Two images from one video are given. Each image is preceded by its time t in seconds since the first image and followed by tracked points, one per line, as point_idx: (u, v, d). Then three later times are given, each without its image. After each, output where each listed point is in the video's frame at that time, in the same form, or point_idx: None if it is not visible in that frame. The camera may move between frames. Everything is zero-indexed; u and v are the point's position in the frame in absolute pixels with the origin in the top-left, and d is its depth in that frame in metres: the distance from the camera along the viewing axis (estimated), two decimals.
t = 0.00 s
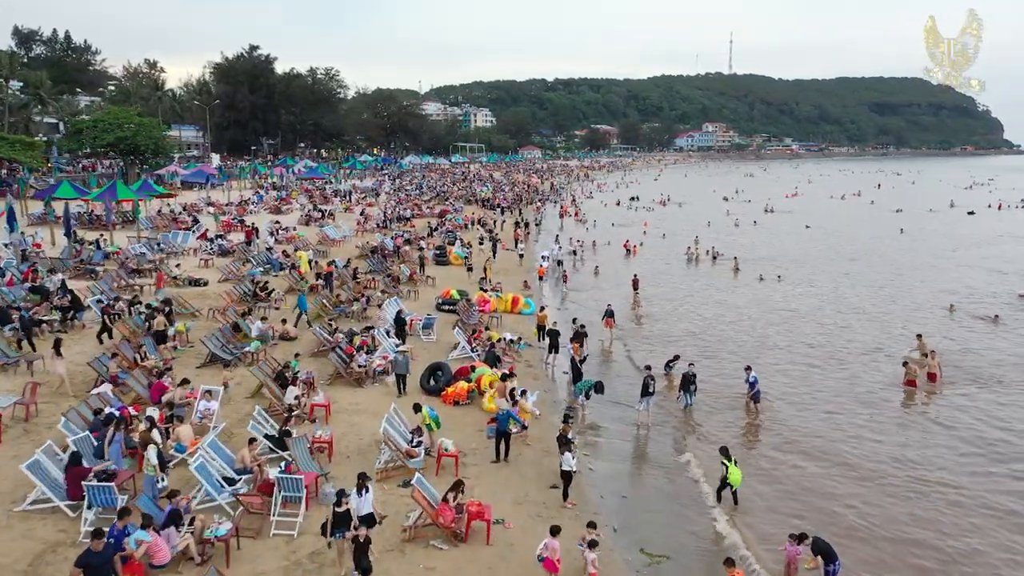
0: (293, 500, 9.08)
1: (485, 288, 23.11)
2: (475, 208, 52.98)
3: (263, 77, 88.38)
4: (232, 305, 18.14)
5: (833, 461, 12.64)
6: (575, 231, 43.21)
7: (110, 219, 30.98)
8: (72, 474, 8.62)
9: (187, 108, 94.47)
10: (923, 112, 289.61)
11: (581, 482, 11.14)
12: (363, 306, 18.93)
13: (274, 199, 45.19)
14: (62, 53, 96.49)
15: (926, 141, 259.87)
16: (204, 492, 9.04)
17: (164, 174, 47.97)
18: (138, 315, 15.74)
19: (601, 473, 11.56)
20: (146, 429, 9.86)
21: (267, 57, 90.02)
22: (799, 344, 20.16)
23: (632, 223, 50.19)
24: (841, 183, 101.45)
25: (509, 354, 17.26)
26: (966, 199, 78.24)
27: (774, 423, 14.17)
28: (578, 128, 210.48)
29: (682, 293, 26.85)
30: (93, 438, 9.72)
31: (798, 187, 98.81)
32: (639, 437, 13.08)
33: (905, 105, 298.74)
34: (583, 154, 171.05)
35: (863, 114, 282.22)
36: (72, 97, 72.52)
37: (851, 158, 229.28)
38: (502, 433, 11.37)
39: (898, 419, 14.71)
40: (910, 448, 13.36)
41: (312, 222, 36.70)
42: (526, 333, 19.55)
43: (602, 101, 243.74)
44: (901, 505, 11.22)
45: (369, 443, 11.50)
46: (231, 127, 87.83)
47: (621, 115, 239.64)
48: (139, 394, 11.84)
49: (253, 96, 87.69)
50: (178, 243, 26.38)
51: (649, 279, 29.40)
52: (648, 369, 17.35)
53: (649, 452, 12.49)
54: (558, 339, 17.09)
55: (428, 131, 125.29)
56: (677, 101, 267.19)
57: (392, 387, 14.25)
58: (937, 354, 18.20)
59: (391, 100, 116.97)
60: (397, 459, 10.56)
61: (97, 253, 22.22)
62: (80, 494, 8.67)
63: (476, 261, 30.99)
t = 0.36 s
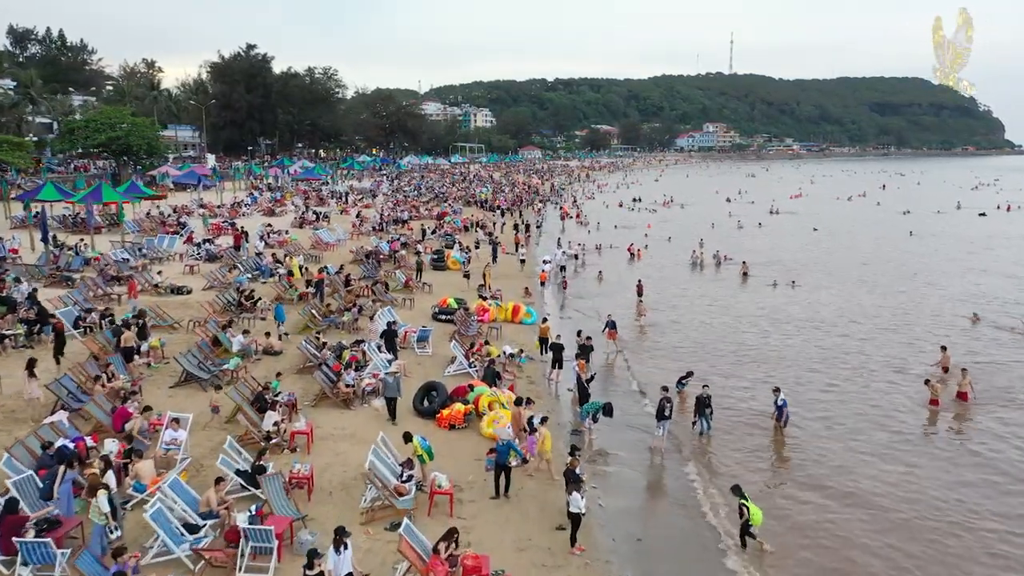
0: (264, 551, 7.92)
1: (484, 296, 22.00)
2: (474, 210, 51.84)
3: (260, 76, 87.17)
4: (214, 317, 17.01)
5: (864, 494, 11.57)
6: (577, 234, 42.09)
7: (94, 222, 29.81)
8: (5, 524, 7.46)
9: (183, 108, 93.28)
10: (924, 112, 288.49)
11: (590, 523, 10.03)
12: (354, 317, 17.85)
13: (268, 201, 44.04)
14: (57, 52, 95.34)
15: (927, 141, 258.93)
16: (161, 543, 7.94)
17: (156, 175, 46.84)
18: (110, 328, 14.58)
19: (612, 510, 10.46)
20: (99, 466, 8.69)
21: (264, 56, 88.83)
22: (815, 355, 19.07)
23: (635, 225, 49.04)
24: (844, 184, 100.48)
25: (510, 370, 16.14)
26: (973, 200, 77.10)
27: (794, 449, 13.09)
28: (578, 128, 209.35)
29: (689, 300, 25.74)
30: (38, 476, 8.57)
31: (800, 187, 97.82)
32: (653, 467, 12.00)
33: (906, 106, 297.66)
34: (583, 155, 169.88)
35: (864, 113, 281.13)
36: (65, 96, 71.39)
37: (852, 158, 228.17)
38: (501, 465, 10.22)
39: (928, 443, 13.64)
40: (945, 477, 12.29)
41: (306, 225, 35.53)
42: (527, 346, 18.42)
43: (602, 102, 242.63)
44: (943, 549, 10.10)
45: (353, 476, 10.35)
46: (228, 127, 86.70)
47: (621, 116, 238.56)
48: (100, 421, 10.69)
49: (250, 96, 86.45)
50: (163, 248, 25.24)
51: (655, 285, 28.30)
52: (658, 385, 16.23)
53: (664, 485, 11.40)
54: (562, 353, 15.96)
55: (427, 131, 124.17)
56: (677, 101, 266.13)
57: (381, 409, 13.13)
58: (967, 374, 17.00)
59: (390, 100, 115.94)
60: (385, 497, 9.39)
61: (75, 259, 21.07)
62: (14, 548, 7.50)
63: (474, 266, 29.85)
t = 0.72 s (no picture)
0: None
1: (483, 306, 20.79)
2: (474, 212, 50.59)
3: (256, 75, 85.90)
4: (191, 332, 15.75)
5: (903, 541, 10.32)
6: (578, 237, 40.88)
7: (76, 226, 28.58)
8: None
9: (179, 108, 92.03)
10: (925, 112, 287.29)
11: None
12: (343, 330, 16.66)
13: (261, 204, 42.76)
14: (51, 50, 94.05)
15: (929, 141, 257.80)
16: None
17: (147, 176, 45.57)
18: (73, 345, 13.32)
19: (627, 562, 9.20)
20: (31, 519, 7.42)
21: (261, 55, 87.60)
22: (834, 370, 17.89)
23: (639, 228, 47.82)
24: (847, 185, 99.35)
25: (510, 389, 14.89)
26: (981, 202, 75.92)
27: (820, 480, 11.94)
28: (578, 129, 208.05)
29: (697, 309, 24.55)
30: None
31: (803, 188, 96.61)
32: (669, 506, 10.77)
33: (908, 106, 296.51)
34: (583, 155, 168.64)
35: (865, 113, 279.99)
36: (57, 96, 70.15)
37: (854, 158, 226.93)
38: (501, 510, 8.94)
39: (966, 475, 12.50)
40: (991, 518, 11.05)
41: (298, 229, 34.31)
42: (529, 360, 17.16)
43: (603, 102, 241.38)
44: None
45: (332, 524, 9.10)
46: (223, 127, 85.40)
47: (622, 116, 237.30)
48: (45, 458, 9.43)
49: (246, 95, 85.19)
50: (145, 254, 23.98)
51: (661, 291, 27.10)
52: (668, 405, 15.05)
53: (683, 529, 10.16)
54: (567, 372, 14.69)
55: (427, 131, 122.89)
56: (678, 101, 264.92)
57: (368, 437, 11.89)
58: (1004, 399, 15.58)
59: (388, 100, 114.91)
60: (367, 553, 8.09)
61: (48, 267, 19.80)
62: None
63: (473, 271, 28.58)
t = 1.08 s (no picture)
0: None
1: (483, 317, 19.58)
2: (473, 215, 49.37)
3: (253, 75, 84.22)
4: (166, 349, 14.54)
5: None
6: (580, 240, 39.67)
7: (58, 230, 27.43)
8: None
9: (176, 109, 90.79)
10: (927, 113, 286.14)
11: None
12: (330, 346, 15.48)
13: (254, 206, 41.57)
14: (46, 49, 92.87)
15: (932, 141, 256.45)
16: None
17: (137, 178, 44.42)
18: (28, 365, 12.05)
19: None
20: None
21: (257, 55, 85.69)
22: (857, 389, 16.66)
23: (642, 230, 46.61)
24: (852, 186, 98.03)
25: (511, 413, 13.63)
26: (989, 203, 74.64)
27: (855, 521, 10.72)
28: (579, 129, 206.88)
29: (705, 318, 23.34)
30: None
31: (807, 189, 95.29)
32: (692, 554, 9.54)
33: (909, 107, 295.33)
34: (584, 155, 167.37)
35: (867, 113, 278.74)
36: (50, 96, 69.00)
37: (856, 158, 225.65)
38: (503, 570, 7.71)
39: (1013, 513, 11.31)
40: None
41: (291, 233, 33.13)
42: (532, 378, 15.92)
43: (604, 102, 240.17)
44: None
45: None
46: (219, 128, 84.20)
47: (622, 116, 236.14)
48: None
49: (242, 95, 83.32)
50: (125, 260, 22.77)
51: (666, 299, 25.88)
52: (681, 430, 13.84)
53: None
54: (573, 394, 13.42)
55: (426, 132, 121.75)
56: (679, 101, 263.66)
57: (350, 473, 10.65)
58: None
59: (388, 98, 112.29)
60: None
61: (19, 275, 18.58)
62: None
63: (471, 278, 27.32)
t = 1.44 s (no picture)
0: None
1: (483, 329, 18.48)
2: (472, 217, 48.32)
3: (250, 74, 83.54)
4: (139, 366, 13.45)
5: None
6: (583, 244, 38.61)
7: (40, 234, 26.40)
8: None
9: (172, 109, 89.88)
10: (928, 113, 285.08)
11: None
12: (318, 362, 14.42)
13: (248, 208, 40.51)
14: (41, 48, 91.79)
15: (933, 141, 255.54)
16: None
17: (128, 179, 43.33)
18: None
19: None
20: None
21: (253, 54, 85.24)
22: (880, 409, 15.63)
23: (645, 233, 45.58)
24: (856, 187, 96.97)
25: (512, 439, 12.52)
26: (997, 204, 73.57)
27: (894, 568, 9.65)
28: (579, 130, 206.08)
29: (714, 327, 22.26)
30: None
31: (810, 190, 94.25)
32: None
33: (910, 107, 294.38)
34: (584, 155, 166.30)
35: (868, 113, 277.73)
36: (43, 95, 68.03)
37: (857, 158, 224.58)
38: None
39: None
40: None
41: (283, 237, 32.06)
42: (534, 397, 14.81)
43: (604, 102, 239.07)
44: None
45: None
46: (215, 127, 83.08)
47: (623, 116, 235.09)
48: None
49: (238, 94, 82.37)
50: (107, 266, 21.70)
51: (672, 307, 24.80)
52: (697, 456, 12.76)
53: None
54: (580, 418, 12.32)
55: (425, 133, 120.70)
56: (680, 101, 262.60)
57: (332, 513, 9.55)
58: None
59: (387, 98, 111.50)
60: None
61: None
62: None
63: (470, 284, 26.23)
